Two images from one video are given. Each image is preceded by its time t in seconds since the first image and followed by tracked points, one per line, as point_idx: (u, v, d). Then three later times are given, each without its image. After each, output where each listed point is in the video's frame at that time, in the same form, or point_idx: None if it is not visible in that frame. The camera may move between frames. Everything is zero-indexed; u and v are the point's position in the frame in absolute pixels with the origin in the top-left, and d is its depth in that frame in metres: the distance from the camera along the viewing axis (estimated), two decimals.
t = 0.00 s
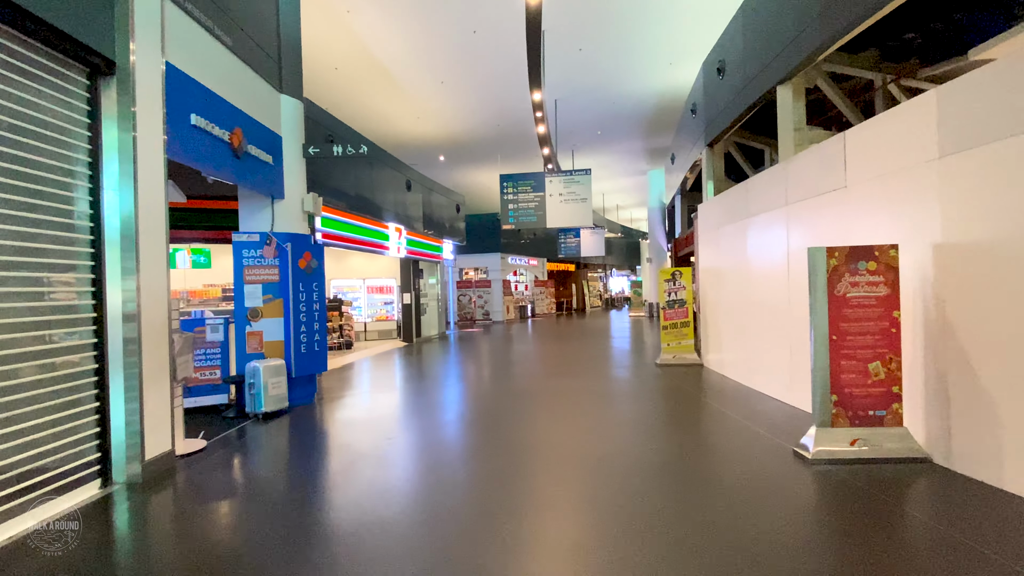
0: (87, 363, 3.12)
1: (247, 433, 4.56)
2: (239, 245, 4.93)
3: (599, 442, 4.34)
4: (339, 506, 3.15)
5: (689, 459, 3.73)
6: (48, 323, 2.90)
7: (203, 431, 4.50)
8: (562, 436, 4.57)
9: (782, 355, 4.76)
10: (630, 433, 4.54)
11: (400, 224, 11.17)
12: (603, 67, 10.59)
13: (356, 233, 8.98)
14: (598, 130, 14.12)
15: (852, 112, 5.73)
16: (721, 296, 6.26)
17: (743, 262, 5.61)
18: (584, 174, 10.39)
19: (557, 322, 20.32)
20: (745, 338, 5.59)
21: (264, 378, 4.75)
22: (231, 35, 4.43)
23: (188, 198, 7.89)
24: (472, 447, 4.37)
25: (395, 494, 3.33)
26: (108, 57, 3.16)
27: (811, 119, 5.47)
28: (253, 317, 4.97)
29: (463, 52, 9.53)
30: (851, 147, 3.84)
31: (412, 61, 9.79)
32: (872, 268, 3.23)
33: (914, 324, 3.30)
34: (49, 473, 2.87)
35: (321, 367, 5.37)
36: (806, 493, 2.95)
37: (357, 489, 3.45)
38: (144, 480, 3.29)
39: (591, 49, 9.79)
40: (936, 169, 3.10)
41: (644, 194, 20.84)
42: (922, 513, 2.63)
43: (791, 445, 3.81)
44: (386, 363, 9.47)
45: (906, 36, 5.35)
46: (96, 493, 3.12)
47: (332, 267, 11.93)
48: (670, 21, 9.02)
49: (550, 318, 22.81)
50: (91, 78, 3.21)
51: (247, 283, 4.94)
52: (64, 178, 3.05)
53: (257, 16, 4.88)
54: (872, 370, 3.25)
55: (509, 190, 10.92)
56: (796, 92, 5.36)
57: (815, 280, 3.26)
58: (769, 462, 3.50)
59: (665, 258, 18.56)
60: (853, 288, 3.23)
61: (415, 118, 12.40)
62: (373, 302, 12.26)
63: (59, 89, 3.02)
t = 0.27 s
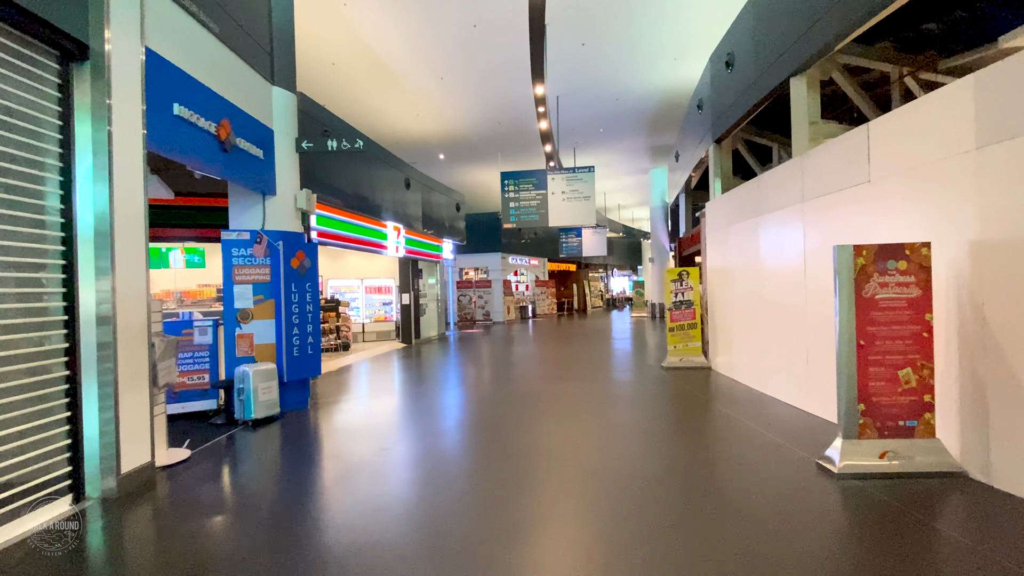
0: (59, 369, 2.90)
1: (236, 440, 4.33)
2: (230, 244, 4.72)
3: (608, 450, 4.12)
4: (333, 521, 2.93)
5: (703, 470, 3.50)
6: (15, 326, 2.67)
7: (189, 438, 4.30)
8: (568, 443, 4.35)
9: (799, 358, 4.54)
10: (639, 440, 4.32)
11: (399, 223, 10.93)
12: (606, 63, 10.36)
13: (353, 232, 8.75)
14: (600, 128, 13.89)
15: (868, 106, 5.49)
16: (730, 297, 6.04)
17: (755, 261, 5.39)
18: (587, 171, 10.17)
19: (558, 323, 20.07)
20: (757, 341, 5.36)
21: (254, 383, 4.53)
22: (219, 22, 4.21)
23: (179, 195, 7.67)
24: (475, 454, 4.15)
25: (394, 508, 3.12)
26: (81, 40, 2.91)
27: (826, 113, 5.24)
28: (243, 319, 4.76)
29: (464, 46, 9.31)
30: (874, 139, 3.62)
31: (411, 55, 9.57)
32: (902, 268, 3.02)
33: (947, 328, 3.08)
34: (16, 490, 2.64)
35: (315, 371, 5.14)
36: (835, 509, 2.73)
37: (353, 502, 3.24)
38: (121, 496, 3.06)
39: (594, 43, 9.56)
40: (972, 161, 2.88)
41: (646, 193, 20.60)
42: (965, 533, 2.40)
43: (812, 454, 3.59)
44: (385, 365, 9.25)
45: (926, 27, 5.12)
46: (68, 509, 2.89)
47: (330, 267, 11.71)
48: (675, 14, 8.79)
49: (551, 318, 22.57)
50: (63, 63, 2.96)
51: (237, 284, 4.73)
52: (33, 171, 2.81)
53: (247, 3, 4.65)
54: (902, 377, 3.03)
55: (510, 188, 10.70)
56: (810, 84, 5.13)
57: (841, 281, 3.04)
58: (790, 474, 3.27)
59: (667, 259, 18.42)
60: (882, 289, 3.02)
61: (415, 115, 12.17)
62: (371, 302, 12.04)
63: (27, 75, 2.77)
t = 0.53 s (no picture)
0: (21, 374, 2.66)
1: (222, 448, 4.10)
2: (216, 241, 4.48)
3: (614, 458, 3.88)
4: (326, 537, 2.70)
5: (717, 481, 3.26)
6: None
7: (171, 446, 4.07)
8: (573, 451, 4.12)
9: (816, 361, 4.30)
10: (647, 448, 4.08)
11: (396, 222, 10.67)
12: (609, 58, 10.12)
13: (349, 230, 8.51)
14: (602, 126, 13.65)
15: (885, 98, 5.26)
16: (739, 297, 5.82)
17: (767, 260, 5.16)
18: (590, 168, 9.95)
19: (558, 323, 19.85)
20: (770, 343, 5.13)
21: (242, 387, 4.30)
22: (203, 5, 3.97)
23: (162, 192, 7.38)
24: (475, 463, 3.91)
25: (391, 523, 2.88)
26: (47, 16, 2.65)
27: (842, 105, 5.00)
28: (231, 320, 4.52)
29: (463, 39, 9.07)
30: (901, 128, 3.39)
31: (409, 49, 9.33)
32: (937, 265, 2.79)
33: (985, 331, 2.86)
34: None
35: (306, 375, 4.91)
36: (870, 527, 2.48)
37: (346, 514, 3.00)
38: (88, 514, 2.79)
39: (596, 37, 9.32)
40: (1016, 147, 2.63)
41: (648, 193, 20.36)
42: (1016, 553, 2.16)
43: (834, 465, 3.35)
44: (382, 367, 9.01)
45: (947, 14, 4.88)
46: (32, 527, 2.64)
47: (326, 266, 11.49)
48: (680, 7, 8.55)
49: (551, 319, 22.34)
50: (27, 43, 2.70)
51: (223, 283, 4.49)
52: None
53: None
54: (935, 384, 2.79)
55: (510, 185, 10.47)
56: (826, 74, 4.88)
57: (869, 278, 2.82)
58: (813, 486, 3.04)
59: (669, 258, 18.26)
60: (914, 288, 2.79)
61: (413, 111, 11.94)
62: (368, 302, 11.80)
63: None
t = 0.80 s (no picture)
0: None
1: (210, 458, 3.88)
2: (205, 240, 4.26)
3: (624, 471, 3.64)
4: (318, 560, 2.49)
5: (736, 497, 3.04)
6: None
7: (154, 458, 3.84)
8: (581, 462, 3.88)
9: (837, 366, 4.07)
10: (659, 459, 3.85)
11: (395, 221, 10.43)
12: (612, 53, 9.88)
13: (347, 229, 8.29)
14: (605, 124, 13.42)
15: (904, 91, 5.02)
16: (751, 298, 5.59)
17: (782, 259, 4.93)
18: (594, 165, 9.74)
19: (560, 324, 19.62)
20: (784, 346, 4.91)
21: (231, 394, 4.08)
22: None
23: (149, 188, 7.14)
24: (476, 476, 3.68)
25: (388, 544, 2.65)
26: None
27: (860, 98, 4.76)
28: (220, 323, 4.30)
29: (463, 34, 8.83)
30: (932, 119, 3.16)
31: (408, 44, 9.10)
32: (979, 266, 2.57)
33: None
34: None
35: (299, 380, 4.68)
36: (913, 551, 2.26)
37: (340, 534, 2.77)
38: (65, 528, 2.61)
39: (600, 32, 9.08)
40: None
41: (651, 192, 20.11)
42: None
43: (861, 479, 3.13)
44: (380, 369, 8.79)
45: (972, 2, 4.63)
46: None
47: (324, 266, 11.27)
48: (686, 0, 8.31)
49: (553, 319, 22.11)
50: None
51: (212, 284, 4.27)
52: None
53: None
54: (978, 395, 2.57)
55: (512, 183, 10.26)
56: (845, 65, 4.65)
57: (905, 280, 2.60)
58: (843, 504, 2.80)
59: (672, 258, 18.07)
60: (955, 291, 2.57)
61: (413, 108, 11.71)
62: (367, 303, 11.58)
63: None
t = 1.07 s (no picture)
0: None
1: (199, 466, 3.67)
2: (195, 237, 4.05)
3: (639, 481, 3.43)
4: None
5: (762, 511, 2.82)
6: None
7: (140, 466, 3.62)
8: (592, 471, 3.67)
9: (864, 369, 3.86)
10: (675, 468, 3.63)
11: (395, 220, 10.21)
12: (616, 48, 9.66)
13: (347, 227, 8.07)
14: (608, 121, 13.20)
15: (927, 82, 4.80)
16: (766, 298, 5.37)
17: (800, 258, 4.71)
18: (599, 161, 9.57)
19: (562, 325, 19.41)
20: (802, 349, 4.69)
21: (222, 399, 3.87)
22: None
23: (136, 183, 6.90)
24: (482, 486, 3.47)
25: (390, 563, 2.44)
26: None
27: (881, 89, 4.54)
28: (210, 325, 4.09)
29: (464, 27, 8.62)
30: (972, 106, 2.94)
31: (407, 38, 8.89)
32: None
33: None
34: None
35: (295, 384, 4.47)
36: None
37: (338, 551, 2.56)
38: (65, 528, 2.55)
39: (605, 26, 8.86)
40: None
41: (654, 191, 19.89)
42: None
43: (896, 493, 2.91)
44: (380, 371, 8.57)
45: None
46: None
47: (323, 266, 11.07)
48: None
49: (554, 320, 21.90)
50: None
51: (202, 283, 4.06)
52: None
53: None
54: None
55: (515, 180, 10.05)
56: (865, 55, 4.43)
57: (951, 279, 2.39)
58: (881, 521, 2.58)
59: (676, 258, 17.87)
60: (1004, 290, 2.37)
61: (413, 104, 11.49)
62: (366, 303, 11.37)
63: None
